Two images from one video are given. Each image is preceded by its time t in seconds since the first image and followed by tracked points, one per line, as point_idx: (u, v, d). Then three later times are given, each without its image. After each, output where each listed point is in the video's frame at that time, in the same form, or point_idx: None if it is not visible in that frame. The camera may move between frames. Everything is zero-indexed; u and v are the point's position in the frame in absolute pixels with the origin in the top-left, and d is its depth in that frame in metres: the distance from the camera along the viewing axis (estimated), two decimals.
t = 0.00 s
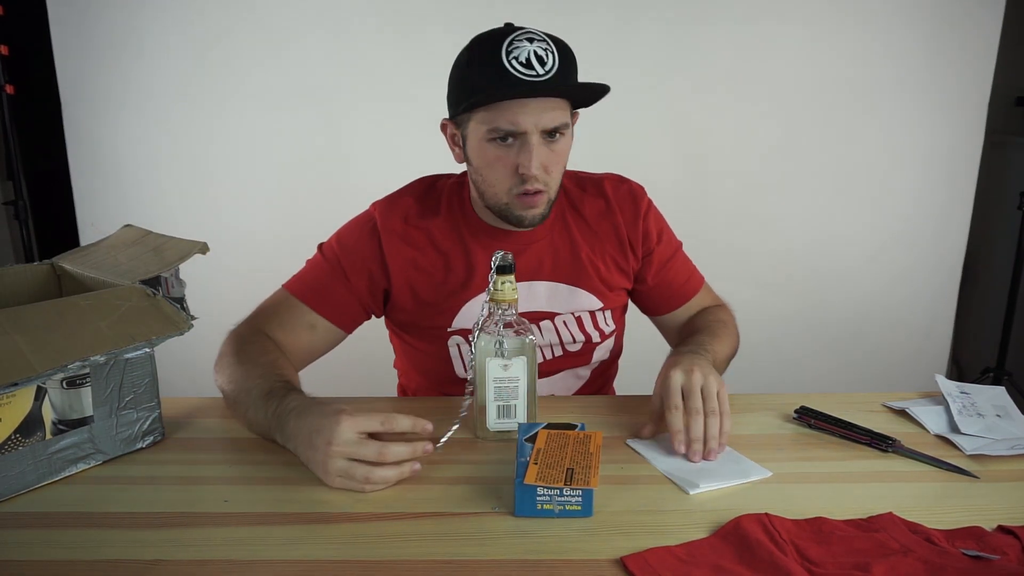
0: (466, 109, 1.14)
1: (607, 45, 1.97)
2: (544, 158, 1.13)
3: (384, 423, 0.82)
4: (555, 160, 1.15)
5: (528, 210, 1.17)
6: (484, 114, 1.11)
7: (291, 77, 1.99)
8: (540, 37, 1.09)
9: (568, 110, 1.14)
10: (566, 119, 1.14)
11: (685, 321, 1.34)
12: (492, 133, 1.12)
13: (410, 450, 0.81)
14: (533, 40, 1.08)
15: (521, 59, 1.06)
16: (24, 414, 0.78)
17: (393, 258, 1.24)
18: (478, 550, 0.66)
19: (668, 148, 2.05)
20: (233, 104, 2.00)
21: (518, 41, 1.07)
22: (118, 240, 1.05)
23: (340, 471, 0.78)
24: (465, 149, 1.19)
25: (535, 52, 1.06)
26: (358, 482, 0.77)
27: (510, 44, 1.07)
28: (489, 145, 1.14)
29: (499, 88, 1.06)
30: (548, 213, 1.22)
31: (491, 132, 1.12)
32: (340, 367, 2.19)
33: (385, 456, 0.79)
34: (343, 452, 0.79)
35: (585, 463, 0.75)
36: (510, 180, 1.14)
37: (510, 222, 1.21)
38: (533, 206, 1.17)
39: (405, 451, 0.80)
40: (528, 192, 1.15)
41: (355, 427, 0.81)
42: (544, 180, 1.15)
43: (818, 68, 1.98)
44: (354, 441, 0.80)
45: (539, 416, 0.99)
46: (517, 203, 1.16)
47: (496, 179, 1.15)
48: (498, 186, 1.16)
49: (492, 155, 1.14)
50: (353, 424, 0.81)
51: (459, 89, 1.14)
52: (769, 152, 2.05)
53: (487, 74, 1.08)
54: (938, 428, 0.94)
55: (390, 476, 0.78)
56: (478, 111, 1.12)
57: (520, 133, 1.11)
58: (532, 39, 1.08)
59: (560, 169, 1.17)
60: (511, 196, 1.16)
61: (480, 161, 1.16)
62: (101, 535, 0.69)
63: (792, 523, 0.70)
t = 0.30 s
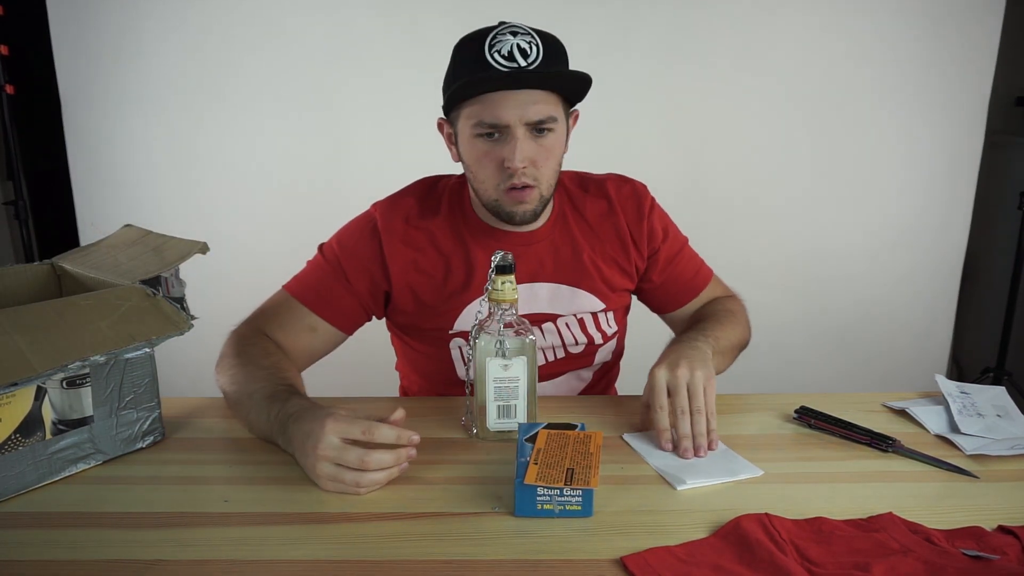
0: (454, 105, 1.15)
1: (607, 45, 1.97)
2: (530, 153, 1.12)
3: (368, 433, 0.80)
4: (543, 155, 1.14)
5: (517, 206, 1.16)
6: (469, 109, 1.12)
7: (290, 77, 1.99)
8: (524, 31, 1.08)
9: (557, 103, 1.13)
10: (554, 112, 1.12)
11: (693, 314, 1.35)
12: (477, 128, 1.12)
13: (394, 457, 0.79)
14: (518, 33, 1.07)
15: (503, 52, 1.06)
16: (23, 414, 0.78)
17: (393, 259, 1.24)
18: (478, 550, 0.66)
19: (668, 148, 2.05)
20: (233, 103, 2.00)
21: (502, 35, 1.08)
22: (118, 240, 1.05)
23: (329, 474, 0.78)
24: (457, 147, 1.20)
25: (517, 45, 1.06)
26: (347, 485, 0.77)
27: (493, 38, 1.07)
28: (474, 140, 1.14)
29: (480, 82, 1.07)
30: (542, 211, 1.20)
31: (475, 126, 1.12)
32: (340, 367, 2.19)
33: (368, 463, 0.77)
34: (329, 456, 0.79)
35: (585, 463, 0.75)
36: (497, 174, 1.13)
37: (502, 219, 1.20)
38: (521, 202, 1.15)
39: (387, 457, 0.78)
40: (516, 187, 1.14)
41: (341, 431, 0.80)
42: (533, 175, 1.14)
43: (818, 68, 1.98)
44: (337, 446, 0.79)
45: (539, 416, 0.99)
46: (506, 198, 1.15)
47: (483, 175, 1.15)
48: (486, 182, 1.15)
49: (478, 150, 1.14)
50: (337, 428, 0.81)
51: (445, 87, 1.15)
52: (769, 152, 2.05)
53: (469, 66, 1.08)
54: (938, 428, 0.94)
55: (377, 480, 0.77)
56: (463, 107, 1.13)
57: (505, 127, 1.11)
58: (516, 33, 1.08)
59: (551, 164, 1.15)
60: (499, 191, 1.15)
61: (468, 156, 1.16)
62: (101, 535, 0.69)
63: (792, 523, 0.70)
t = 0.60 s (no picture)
0: (450, 102, 1.14)
1: (607, 45, 1.97)
2: (525, 149, 1.12)
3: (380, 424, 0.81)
4: (539, 153, 1.13)
5: (514, 204, 1.16)
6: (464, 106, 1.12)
7: (291, 78, 1.99)
8: (520, 28, 1.09)
9: (554, 100, 1.13)
10: (551, 109, 1.12)
11: (694, 317, 1.35)
12: (472, 124, 1.12)
13: (402, 450, 0.80)
14: (514, 30, 1.08)
15: (499, 48, 1.06)
16: (23, 414, 0.78)
17: (393, 257, 1.24)
18: (478, 550, 0.66)
19: (669, 148, 2.05)
20: (233, 103, 2.00)
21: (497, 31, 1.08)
22: (119, 240, 1.05)
23: (341, 461, 0.79)
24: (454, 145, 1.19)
25: (513, 41, 1.06)
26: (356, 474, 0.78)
27: (488, 35, 1.07)
28: (470, 137, 1.13)
29: (474, 76, 1.07)
30: (538, 210, 1.19)
31: (471, 124, 1.12)
32: (339, 367, 2.19)
33: (379, 451, 0.79)
34: (339, 441, 0.80)
35: (585, 463, 0.75)
36: (492, 171, 1.13)
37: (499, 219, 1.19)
38: (517, 200, 1.15)
39: (395, 449, 0.79)
40: (512, 184, 1.14)
41: (356, 418, 0.83)
42: (529, 173, 1.13)
43: (818, 68, 1.98)
44: (349, 433, 0.81)
45: (540, 416, 0.99)
46: (503, 197, 1.15)
47: (479, 173, 1.14)
48: (482, 179, 1.15)
49: (473, 148, 1.14)
50: (351, 415, 0.83)
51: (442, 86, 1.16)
52: (769, 152, 2.05)
53: (463, 61, 1.08)
54: (938, 428, 0.94)
55: (382, 472, 0.78)
56: (459, 103, 1.13)
57: (500, 123, 1.11)
58: (512, 30, 1.08)
59: (548, 163, 1.15)
60: (495, 189, 1.15)
61: (464, 154, 1.16)
62: (101, 535, 0.69)
63: (792, 523, 0.70)
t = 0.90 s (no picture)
0: (447, 101, 1.14)
1: (607, 45, 1.97)
2: (524, 150, 1.11)
3: (576, 312, 0.79)
4: (537, 153, 1.12)
5: (512, 205, 1.15)
6: (462, 106, 1.11)
7: (291, 79, 1.99)
8: (518, 27, 1.09)
9: (552, 101, 1.12)
10: (549, 109, 1.11)
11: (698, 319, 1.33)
12: (470, 124, 1.11)
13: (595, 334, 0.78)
14: (511, 29, 1.08)
15: (497, 47, 1.06)
16: (23, 414, 0.78)
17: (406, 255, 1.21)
18: (479, 550, 0.66)
19: (669, 148, 2.05)
20: (233, 103, 2.00)
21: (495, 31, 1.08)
22: (119, 240, 1.05)
23: (527, 351, 0.79)
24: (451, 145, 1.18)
25: (511, 40, 1.07)
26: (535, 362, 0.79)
27: (486, 34, 1.07)
28: (467, 137, 1.12)
29: (472, 76, 1.06)
30: (536, 212, 1.19)
31: (469, 123, 1.11)
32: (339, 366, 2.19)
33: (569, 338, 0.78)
34: (530, 324, 0.79)
35: (585, 463, 0.75)
36: (490, 171, 1.12)
37: (497, 220, 1.18)
38: (515, 201, 1.14)
39: (587, 337, 0.78)
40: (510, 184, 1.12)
41: (549, 303, 0.80)
42: (527, 173, 1.12)
43: (817, 68, 1.98)
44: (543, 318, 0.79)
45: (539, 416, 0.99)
46: (500, 198, 1.14)
47: (477, 173, 1.13)
48: (479, 180, 1.13)
49: (470, 148, 1.12)
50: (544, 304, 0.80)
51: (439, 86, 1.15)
52: (769, 151, 2.05)
53: (461, 59, 1.07)
54: (938, 428, 0.94)
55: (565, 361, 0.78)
56: (457, 103, 1.12)
57: (499, 122, 1.09)
58: (510, 29, 1.08)
59: (546, 164, 1.14)
60: (493, 190, 1.13)
61: (461, 154, 1.14)
62: (102, 536, 0.69)
63: (792, 523, 0.70)
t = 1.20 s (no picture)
0: (451, 102, 1.13)
1: (607, 45, 1.97)
2: (529, 149, 1.09)
3: (504, 280, 0.77)
4: (542, 151, 1.11)
5: (517, 203, 1.15)
6: (466, 105, 1.10)
7: (291, 79, 1.99)
8: (519, 25, 1.08)
9: (555, 98, 1.11)
10: (553, 107, 1.10)
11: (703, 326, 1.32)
12: (474, 124, 1.10)
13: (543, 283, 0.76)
14: (513, 27, 1.08)
15: (499, 46, 1.05)
16: (23, 414, 0.78)
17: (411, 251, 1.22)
18: (479, 550, 0.66)
19: (669, 149, 2.05)
20: (233, 103, 2.00)
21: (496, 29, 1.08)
22: (118, 240, 1.05)
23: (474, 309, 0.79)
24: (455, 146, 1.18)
25: (512, 38, 1.06)
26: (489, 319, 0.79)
27: (488, 33, 1.07)
28: (471, 137, 1.11)
29: (475, 75, 1.06)
30: (542, 209, 1.19)
31: (473, 124, 1.10)
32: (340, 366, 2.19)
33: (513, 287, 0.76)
34: (461, 302, 0.79)
35: (585, 463, 0.75)
36: (496, 171, 1.11)
37: (503, 219, 1.18)
38: (521, 199, 1.14)
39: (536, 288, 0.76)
40: (515, 183, 1.11)
41: (480, 256, 0.78)
42: (533, 172, 1.11)
43: (817, 69, 1.98)
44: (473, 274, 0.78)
45: (540, 416, 0.99)
46: (506, 197, 1.13)
47: (482, 173, 1.12)
48: (484, 180, 1.13)
49: (475, 148, 1.12)
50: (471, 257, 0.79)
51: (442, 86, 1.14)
52: (769, 152, 2.05)
53: (464, 59, 1.07)
54: (937, 428, 0.94)
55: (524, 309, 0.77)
56: (460, 103, 1.11)
57: (503, 122, 1.08)
58: (511, 28, 1.08)
59: (552, 161, 1.13)
60: (498, 189, 1.13)
61: (466, 155, 1.13)
62: (102, 536, 0.69)
63: (792, 523, 0.70)
